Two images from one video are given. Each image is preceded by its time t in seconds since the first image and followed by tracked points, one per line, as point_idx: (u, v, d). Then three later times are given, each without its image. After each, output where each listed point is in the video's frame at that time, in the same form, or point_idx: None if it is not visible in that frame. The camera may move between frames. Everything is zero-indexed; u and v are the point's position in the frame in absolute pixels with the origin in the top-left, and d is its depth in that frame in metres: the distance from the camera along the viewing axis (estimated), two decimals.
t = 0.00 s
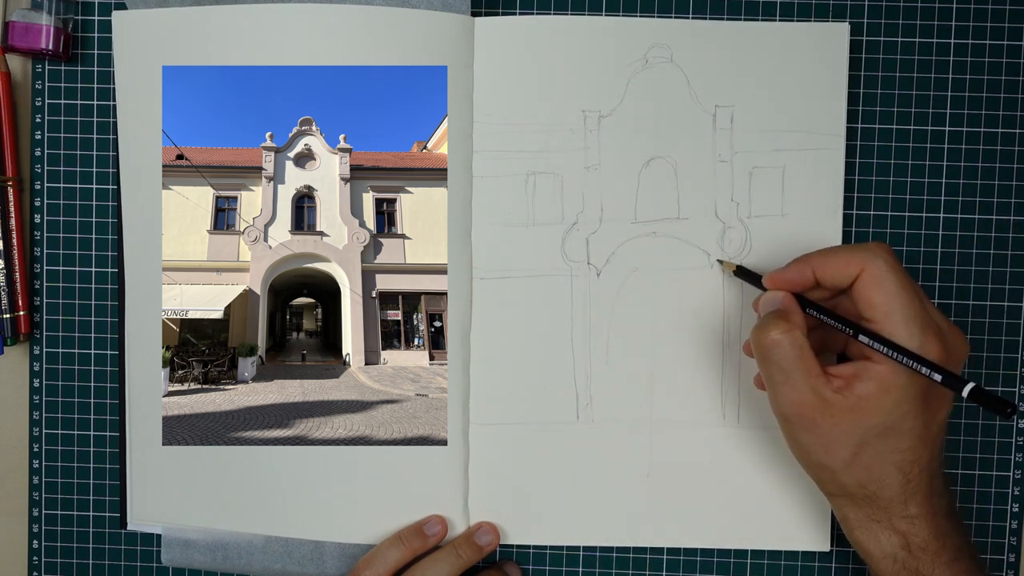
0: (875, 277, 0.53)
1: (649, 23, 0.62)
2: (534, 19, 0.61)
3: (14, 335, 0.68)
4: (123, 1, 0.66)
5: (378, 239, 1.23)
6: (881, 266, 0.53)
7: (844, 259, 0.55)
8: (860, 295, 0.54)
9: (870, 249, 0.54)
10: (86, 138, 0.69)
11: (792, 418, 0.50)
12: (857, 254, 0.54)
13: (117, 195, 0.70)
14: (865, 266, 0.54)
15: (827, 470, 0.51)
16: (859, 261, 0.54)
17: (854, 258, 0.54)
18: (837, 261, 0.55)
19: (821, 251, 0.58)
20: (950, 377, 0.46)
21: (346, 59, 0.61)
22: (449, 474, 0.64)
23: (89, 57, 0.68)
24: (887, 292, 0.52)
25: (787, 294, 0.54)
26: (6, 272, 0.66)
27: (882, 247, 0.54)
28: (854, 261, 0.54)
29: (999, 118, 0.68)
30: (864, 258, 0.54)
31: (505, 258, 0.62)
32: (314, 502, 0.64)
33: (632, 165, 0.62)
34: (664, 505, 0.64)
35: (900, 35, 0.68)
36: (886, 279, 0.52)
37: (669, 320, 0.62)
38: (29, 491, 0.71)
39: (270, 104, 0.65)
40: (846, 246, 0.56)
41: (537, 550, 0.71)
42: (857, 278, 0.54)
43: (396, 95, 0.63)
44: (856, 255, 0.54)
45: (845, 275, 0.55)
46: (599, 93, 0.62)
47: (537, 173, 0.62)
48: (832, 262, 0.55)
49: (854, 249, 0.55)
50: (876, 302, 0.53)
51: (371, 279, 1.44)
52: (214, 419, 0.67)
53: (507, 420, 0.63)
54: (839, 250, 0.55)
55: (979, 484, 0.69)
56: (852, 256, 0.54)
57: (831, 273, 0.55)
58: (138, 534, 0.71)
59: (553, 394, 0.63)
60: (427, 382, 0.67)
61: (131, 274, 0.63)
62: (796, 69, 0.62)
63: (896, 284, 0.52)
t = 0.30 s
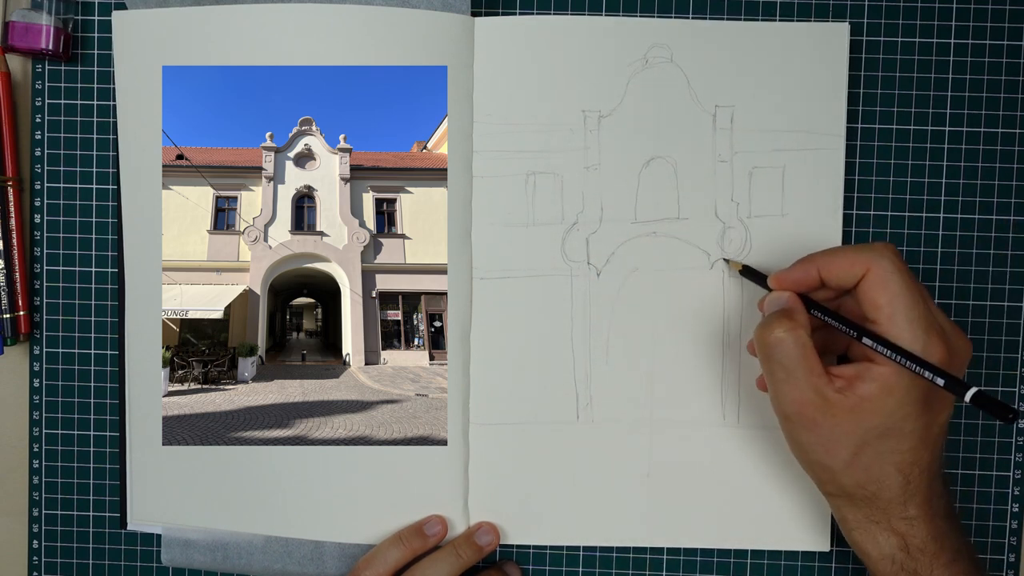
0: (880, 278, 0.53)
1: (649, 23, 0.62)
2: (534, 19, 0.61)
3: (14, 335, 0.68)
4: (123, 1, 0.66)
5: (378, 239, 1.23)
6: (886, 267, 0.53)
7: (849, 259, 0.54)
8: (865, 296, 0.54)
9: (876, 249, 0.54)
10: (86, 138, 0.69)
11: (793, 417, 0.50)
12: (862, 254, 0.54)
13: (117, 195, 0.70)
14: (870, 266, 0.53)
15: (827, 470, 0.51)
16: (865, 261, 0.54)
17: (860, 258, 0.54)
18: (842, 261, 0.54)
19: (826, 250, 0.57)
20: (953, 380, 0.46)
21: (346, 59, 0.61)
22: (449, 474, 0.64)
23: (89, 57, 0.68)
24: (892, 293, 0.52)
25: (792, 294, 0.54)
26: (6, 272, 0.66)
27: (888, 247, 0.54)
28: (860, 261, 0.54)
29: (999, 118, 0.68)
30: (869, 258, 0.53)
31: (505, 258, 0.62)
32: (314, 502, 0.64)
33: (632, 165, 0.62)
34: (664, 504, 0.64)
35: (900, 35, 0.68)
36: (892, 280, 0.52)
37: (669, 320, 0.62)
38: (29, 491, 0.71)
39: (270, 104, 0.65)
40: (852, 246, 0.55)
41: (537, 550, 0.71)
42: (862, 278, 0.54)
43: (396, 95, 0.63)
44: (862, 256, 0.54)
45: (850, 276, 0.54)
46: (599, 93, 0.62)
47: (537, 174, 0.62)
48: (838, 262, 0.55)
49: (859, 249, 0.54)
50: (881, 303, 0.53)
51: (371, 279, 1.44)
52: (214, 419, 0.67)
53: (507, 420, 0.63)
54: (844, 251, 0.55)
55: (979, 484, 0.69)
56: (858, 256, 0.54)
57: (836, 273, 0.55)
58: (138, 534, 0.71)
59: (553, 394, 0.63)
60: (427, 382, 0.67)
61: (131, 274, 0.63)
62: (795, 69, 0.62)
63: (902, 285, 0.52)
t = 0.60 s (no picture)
0: (880, 277, 0.53)
1: (649, 23, 0.62)
2: (534, 19, 0.61)
3: (14, 335, 0.68)
4: (123, 1, 0.66)
5: (378, 239, 1.23)
6: (886, 266, 0.53)
7: (849, 258, 0.54)
8: (864, 295, 0.54)
9: (876, 248, 0.54)
10: (86, 138, 0.69)
11: (792, 416, 0.50)
12: (863, 253, 0.54)
13: (117, 195, 0.70)
14: (870, 265, 0.54)
15: (825, 469, 0.51)
16: (865, 260, 0.54)
17: (860, 257, 0.54)
18: (843, 260, 0.55)
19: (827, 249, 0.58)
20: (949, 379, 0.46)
21: (346, 59, 0.61)
22: (449, 474, 0.64)
23: (89, 57, 0.68)
24: (891, 292, 0.52)
25: (791, 290, 0.54)
26: (6, 272, 0.66)
27: (887, 246, 0.54)
28: (860, 260, 0.54)
29: (999, 118, 0.68)
30: (869, 257, 0.54)
31: (505, 258, 0.62)
32: (314, 502, 0.64)
33: (632, 165, 0.62)
34: (663, 504, 0.64)
35: (900, 35, 0.68)
36: (892, 279, 0.52)
37: (669, 320, 0.62)
38: (29, 491, 0.71)
39: (270, 104, 0.65)
40: (853, 244, 0.55)
41: (537, 550, 0.71)
42: (861, 277, 0.54)
43: (396, 95, 0.63)
44: (862, 254, 0.54)
45: (850, 274, 0.55)
46: (599, 93, 0.62)
47: (537, 174, 0.62)
48: (838, 260, 0.55)
49: (860, 248, 0.54)
50: (880, 302, 0.53)
51: (371, 279, 1.44)
52: (214, 419, 0.67)
53: (507, 420, 0.63)
54: (845, 249, 0.55)
55: (979, 484, 0.69)
56: (858, 255, 0.54)
57: (836, 272, 0.55)
58: (138, 534, 0.71)
59: (553, 394, 0.63)
60: (427, 382, 0.67)
61: (131, 274, 0.63)
62: (795, 69, 0.62)
63: (901, 284, 0.52)
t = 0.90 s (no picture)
0: (874, 279, 0.53)
1: (649, 23, 0.62)
2: (533, 19, 0.61)
3: (14, 335, 0.68)
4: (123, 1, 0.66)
5: (378, 239, 1.23)
6: (880, 268, 0.53)
7: (842, 259, 0.54)
8: (859, 297, 0.54)
9: (870, 249, 0.54)
10: (86, 138, 0.69)
11: (790, 418, 0.50)
12: (856, 255, 0.54)
13: (117, 195, 0.70)
14: (864, 267, 0.53)
15: (823, 469, 0.51)
16: (859, 262, 0.54)
17: (853, 258, 0.54)
18: (836, 262, 0.55)
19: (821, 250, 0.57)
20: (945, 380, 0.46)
21: (346, 59, 0.61)
22: (449, 474, 0.64)
23: (89, 57, 0.68)
24: (886, 293, 0.52)
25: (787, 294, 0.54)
26: (6, 272, 0.66)
27: (882, 248, 0.54)
28: (854, 262, 0.54)
29: (999, 118, 0.68)
30: (862, 259, 0.53)
31: (505, 258, 0.62)
32: (314, 502, 0.64)
33: (632, 165, 0.62)
34: (663, 504, 0.64)
35: (900, 35, 0.68)
36: (886, 280, 0.52)
37: (669, 320, 0.62)
38: (29, 491, 0.71)
39: (270, 104, 0.65)
40: (846, 246, 0.55)
41: (537, 550, 0.71)
42: (855, 279, 0.54)
43: (396, 95, 0.63)
44: (856, 256, 0.54)
45: (844, 276, 0.55)
46: (599, 93, 0.62)
47: (537, 174, 0.62)
48: (831, 262, 0.55)
49: (853, 250, 0.54)
50: (875, 304, 0.53)
51: (371, 279, 1.44)
52: (214, 419, 0.67)
53: (507, 420, 0.63)
54: (838, 251, 0.55)
55: (978, 484, 0.69)
56: (851, 256, 0.54)
57: (830, 273, 0.55)
58: (138, 534, 0.71)
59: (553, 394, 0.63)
60: (427, 382, 0.67)
61: (131, 274, 0.63)
62: (795, 69, 0.62)
63: (896, 286, 0.52)
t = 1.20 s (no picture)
0: (880, 276, 0.53)
1: (648, 23, 0.62)
2: (533, 19, 0.61)
3: (14, 335, 0.68)
4: (123, 1, 0.66)
5: (378, 239, 1.23)
6: (886, 264, 0.53)
7: (848, 255, 0.54)
8: (864, 293, 0.54)
9: (877, 246, 0.54)
10: (86, 138, 0.69)
11: (792, 412, 0.50)
12: (863, 251, 0.54)
13: (117, 195, 0.70)
14: (870, 263, 0.53)
15: (824, 466, 0.52)
16: (865, 258, 0.54)
17: (859, 254, 0.54)
18: (842, 257, 0.55)
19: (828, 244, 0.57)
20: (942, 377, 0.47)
21: (346, 59, 0.61)
22: (449, 474, 0.64)
23: (89, 57, 0.68)
24: (892, 290, 0.52)
25: (790, 287, 0.55)
26: (6, 272, 0.66)
27: (889, 245, 0.54)
28: (860, 258, 0.54)
29: (999, 118, 0.68)
30: (868, 255, 0.53)
31: (505, 258, 0.62)
32: (314, 502, 0.64)
33: (632, 165, 0.62)
34: (663, 504, 0.64)
35: (900, 34, 0.68)
36: (892, 277, 0.52)
37: (669, 320, 0.62)
38: (29, 491, 0.71)
39: (270, 104, 0.65)
40: (853, 241, 0.55)
41: (537, 550, 0.71)
42: (861, 275, 0.54)
43: (396, 95, 0.63)
44: (862, 252, 0.54)
45: (850, 272, 0.55)
46: (599, 93, 0.62)
47: (537, 174, 0.62)
48: (837, 257, 0.55)
49: (860, 245, 0.54)
50: (880, 300, 0.53)
51: (371, 280, 1.44)
52: (214, 419, 0.67)
53: (507, 420, 0.63)
54: (845, 245, 0.55)
55: (978, 484, 0.69)
56: (857, 252, 0.54)
57: (835, 268, 0.55)
58: (138, 534, 0.71)
59: (554, 393, 0.63)
60: (427, 382, 0.67)
61: (131, 275, 0.63)
62: (795, 69, 0.62)
63: (902, 283, 0.52)
